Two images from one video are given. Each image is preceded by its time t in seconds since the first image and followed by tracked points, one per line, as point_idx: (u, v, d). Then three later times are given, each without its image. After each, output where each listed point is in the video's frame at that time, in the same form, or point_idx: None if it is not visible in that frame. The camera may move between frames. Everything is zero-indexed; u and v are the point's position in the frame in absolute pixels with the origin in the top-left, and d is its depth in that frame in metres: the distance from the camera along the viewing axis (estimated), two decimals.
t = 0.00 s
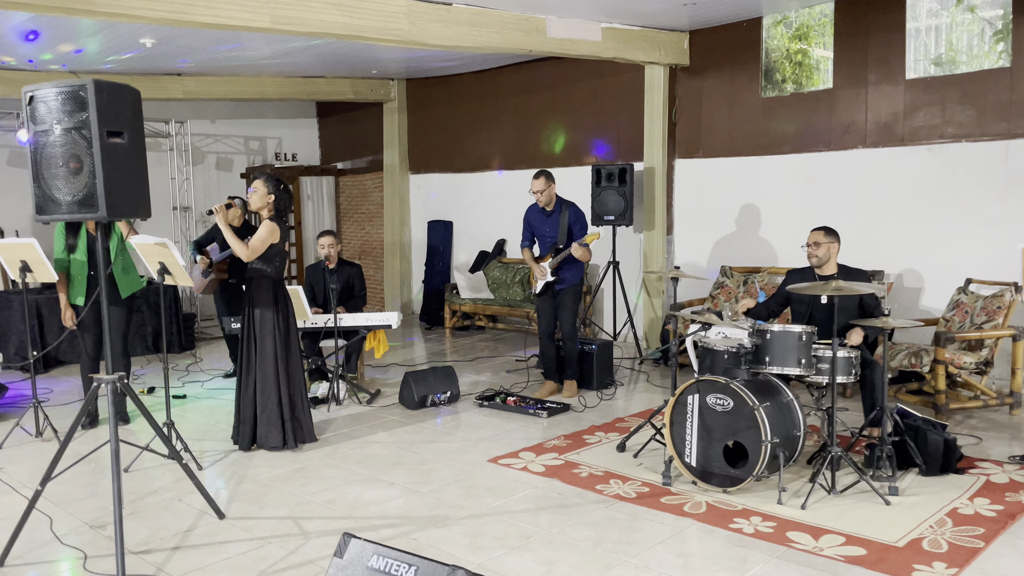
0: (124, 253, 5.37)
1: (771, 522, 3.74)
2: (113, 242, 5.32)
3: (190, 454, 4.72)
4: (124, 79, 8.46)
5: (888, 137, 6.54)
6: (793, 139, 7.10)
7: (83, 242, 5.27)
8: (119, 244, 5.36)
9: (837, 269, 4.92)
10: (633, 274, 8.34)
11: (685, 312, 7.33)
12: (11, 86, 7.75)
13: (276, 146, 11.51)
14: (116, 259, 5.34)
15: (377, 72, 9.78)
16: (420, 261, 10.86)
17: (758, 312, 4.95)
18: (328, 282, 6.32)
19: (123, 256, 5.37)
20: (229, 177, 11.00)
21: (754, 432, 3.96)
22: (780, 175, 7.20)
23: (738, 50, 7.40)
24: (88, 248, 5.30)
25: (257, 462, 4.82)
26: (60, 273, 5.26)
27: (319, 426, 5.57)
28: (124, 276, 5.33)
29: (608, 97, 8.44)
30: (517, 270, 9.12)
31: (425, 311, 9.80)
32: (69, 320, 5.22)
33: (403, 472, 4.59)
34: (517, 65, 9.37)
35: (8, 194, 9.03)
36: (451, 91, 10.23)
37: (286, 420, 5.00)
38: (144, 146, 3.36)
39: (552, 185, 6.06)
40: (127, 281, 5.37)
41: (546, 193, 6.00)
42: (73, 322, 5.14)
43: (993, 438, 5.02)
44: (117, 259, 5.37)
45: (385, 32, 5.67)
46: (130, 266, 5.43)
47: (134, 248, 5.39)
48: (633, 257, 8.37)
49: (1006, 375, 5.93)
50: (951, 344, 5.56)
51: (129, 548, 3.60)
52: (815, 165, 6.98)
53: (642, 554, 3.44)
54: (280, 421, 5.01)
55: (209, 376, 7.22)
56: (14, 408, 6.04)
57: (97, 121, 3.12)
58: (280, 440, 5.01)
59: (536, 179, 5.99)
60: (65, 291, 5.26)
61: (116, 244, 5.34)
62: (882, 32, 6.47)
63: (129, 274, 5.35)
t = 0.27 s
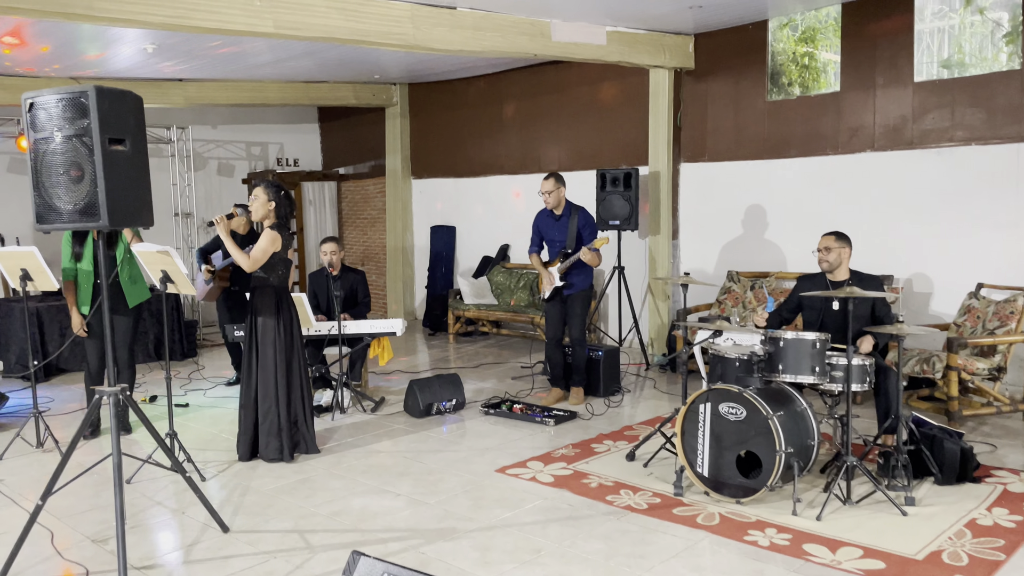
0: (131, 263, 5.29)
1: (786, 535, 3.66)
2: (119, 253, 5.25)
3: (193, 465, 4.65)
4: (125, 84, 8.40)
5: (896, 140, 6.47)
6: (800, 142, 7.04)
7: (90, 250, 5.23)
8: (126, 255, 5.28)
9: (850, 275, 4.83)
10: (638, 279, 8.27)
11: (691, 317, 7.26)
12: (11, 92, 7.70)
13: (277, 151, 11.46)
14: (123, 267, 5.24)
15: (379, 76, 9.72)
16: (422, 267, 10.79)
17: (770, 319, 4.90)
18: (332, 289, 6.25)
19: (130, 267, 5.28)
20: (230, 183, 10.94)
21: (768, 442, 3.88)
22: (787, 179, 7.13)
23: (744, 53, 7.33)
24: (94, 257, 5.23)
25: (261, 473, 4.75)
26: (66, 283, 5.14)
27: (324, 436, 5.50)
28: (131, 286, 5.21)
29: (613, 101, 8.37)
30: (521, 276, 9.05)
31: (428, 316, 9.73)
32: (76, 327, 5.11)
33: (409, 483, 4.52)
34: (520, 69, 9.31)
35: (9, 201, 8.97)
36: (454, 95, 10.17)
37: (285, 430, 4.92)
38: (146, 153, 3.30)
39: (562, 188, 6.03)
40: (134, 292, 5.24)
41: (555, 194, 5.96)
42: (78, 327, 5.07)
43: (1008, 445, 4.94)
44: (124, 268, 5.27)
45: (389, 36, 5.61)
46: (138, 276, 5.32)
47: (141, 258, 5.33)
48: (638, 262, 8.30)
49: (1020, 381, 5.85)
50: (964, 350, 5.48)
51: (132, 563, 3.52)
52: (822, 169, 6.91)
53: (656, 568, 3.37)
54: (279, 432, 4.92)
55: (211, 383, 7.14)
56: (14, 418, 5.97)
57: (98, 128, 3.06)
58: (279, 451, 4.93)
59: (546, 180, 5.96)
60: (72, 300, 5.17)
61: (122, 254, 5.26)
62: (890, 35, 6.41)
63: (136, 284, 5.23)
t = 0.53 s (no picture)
0: (129, 272, 5.26)
1: (797, 546, 3.60)
2: (116, 262, 5.23)
3: (191, 477, 4.57)
4: (121, 91, 8.34)
5: (900, 144, 6.43)
6: (802, 146, 6.99)
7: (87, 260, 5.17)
8: (123, 264, 5.25)
9: (858, 280, 4.81)
10: (640, 284, 8.21)
11: (694, 323, 7.20)
12: (7, 99, 7.63)
13: (275, 157, 11.40)
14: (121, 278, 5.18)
15: (377, 82, 9.66)
16: (421, 273, 10.72)
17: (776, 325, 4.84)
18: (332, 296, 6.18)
19: (128, 276, 5.25)
20: (228, 190, 10.88)
21: (777, 451, 3.82)
22: (789, 183, 7.08)
23: (745, 56, 7.28)
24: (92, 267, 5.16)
25: (261, 485, 4.67)
26: (63, 292, 5.12)
27: (324, 446, 5.42)
28: (129, 295, 5.18)
29: (613, 105, 8.32)
30: (522, 282, 8.99)
31: (427, 323, 9.66)
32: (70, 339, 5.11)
33: (411, 494, 4.45)
34: (519, 73, 9.25)
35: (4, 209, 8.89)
36: (452, 101, 10.12)
37: (282, 441, 4.83)
38: (144, 161, 3.24)
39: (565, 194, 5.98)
40: (132, 301, 5.21)
41: (558, 199, 5.92)
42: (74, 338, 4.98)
43: (1018, 451, 4.88)
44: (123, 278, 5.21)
45: (389, 41, 5.55)
46: (136, 285, 5.26)
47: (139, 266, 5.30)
48: (639, 267, 8.24)
49: None
50: (971, 355, 5.43)
51: None
52: (825, 173, 6.86)
53: None
54: (275, 443, 4.84)
55: (209, 393, 7.07)
56: (10, 429, 5.89)
57: (94, 136, 2.99)
58: (275, 462, 4.85)
59: (548, 186, 5.92)
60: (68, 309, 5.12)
61: (120, 263, 5.24)
62: (893, 37, 6.37)
63: (134, 293, 5.21)
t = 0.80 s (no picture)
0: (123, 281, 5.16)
1: (804, 553, 3.55)
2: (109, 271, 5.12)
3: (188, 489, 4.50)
4: (112, 98, 8.27)
5: (898, 145, 6.41)
6: (800, 148, 6.96)
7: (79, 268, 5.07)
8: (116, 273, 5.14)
9: (860, 283, 4.79)
10: (637, 288, 8.17)
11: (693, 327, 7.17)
12: None
13: (268, 164, 11.34)
14: (113, 287, 5.10)
15: (371, 87, 9.61)
16: (417, 279, 10.67)
17: (779, 330, 4.79)
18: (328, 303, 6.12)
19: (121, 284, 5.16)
20: (221, 197, 10.81)
21: (783, 456, 3.78)
22: (787, 186, 7.06)
23: (742, 59, 7.26)
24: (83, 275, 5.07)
25: (259, 496, 4.60)
26: (55, 301, 5.05)
27: (321, 455, 5.36)
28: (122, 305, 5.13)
29: (609, 108, 8.29)
30: (518, 287, 8.94)
31: (423, 329, 9.61)
32: (61, 348, 5.03)
33: (411, 503, 4.38)
34: (514, 77, 9.22)
35: None
36: (447, 105, 10.07)
37: (281, 450, 4.78)
38: (138, 167, 3.18)
39: (559, 204, 5.92)
40: (126, 309, 5.16)
41: (553, 212, 5.86)
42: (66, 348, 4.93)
43: (1022, 454, 4.84)
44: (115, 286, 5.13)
45: (384, 45, 5.51)
46: (129, 293, 5.19)
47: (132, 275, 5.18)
48: (636, 271, 8.21)
49: None
50: (973, 357, 5.40)
51: None
52: (822, 175, 6.84)
53: None
54: (274, 452, 4.79)
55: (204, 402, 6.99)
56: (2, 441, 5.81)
57: (88, 142, 2.94)
58: (274, 471, 4.80)
59: (542, 199, 5.87)
60: (59, 318, 5.04)
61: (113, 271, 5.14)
62: (889, 39, 6.35)
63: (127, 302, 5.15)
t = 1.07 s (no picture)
0: (111, 288, 5.06)
1: (809, 560, 3.52)
2: (98, 278, 5.02)
3: (183, 500, 4.43)
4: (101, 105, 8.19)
5: (892, 148, 6.41)
6: (794, 152, 6.96)
7: (67, 276, 4.98)
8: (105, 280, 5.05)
9: (859, 286, 4.74)
10: (632, 293, 8.15)
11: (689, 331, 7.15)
12: None
13: (259, 170, 11.27)
14: (101, 296, 5.02)
15: (363, 93, 9.57)
16: (410, 285, 10.61)
17: (778, 332, 4.77)
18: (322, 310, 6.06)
19: (111, 292, 5.06)
20: (211, 204, 10.74)
21: (785, 462, 3.74)
22: (782, 190, 7.05)
23: (735, 63, 7.25)
24: (70, 284, 4.99)
25: (254, 507, 4.54)
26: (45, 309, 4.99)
27: (317, 464, 5.30)
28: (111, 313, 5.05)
29: (602, 113, 8.27)
30: (512, 292, 8.91)
31: (417, 335, 9.56)
32: (52, 358, 4.97)
33: (410, 513, 4.33)
34: (506, 82, 9.19)
35: None
36: (439, 111, 10.03)
37: (279, 460, 4.72)
38: (132, 175, 3.13)
39: (559, 210, 5.90)
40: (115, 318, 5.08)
41: (554, 221, 5.85)
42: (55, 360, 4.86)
43: (1021, 456, 4.83)
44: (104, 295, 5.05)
45: (378, 51, 5.47)
46: (119, 301, 5.11)
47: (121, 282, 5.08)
48: (631, 275, 8.19)
49: None
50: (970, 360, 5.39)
51: None
52: (817, 178, 6.83)
53: None
54: (273, 461, 4.73)
55: (197, 411, 6.92)
56: None
57: (80, 149, 2.88)
58: (273, 481, 4.74)
59: (541, 208, 5.82)
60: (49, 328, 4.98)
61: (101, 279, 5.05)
62: (883, 42, 6.35)
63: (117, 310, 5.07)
